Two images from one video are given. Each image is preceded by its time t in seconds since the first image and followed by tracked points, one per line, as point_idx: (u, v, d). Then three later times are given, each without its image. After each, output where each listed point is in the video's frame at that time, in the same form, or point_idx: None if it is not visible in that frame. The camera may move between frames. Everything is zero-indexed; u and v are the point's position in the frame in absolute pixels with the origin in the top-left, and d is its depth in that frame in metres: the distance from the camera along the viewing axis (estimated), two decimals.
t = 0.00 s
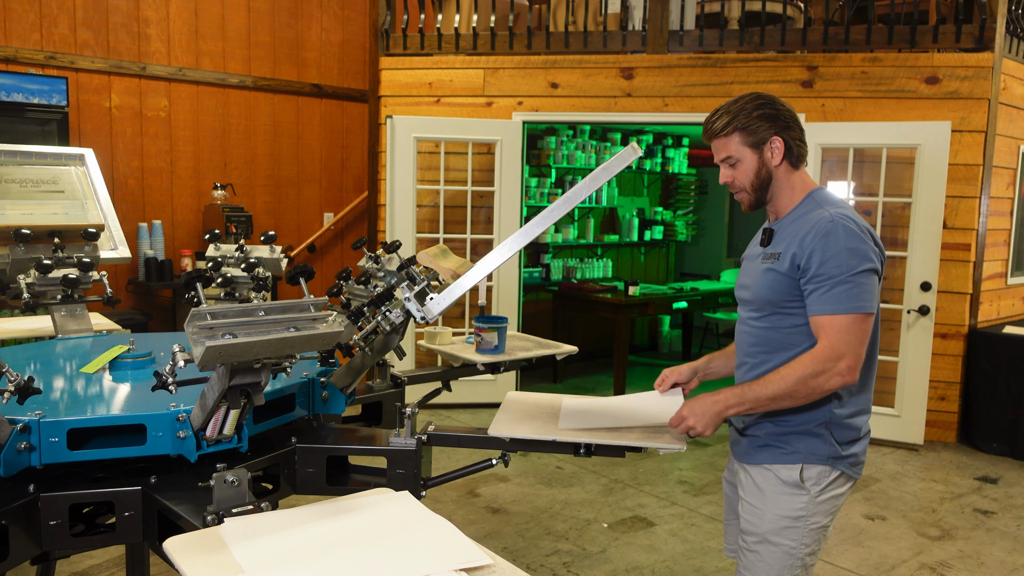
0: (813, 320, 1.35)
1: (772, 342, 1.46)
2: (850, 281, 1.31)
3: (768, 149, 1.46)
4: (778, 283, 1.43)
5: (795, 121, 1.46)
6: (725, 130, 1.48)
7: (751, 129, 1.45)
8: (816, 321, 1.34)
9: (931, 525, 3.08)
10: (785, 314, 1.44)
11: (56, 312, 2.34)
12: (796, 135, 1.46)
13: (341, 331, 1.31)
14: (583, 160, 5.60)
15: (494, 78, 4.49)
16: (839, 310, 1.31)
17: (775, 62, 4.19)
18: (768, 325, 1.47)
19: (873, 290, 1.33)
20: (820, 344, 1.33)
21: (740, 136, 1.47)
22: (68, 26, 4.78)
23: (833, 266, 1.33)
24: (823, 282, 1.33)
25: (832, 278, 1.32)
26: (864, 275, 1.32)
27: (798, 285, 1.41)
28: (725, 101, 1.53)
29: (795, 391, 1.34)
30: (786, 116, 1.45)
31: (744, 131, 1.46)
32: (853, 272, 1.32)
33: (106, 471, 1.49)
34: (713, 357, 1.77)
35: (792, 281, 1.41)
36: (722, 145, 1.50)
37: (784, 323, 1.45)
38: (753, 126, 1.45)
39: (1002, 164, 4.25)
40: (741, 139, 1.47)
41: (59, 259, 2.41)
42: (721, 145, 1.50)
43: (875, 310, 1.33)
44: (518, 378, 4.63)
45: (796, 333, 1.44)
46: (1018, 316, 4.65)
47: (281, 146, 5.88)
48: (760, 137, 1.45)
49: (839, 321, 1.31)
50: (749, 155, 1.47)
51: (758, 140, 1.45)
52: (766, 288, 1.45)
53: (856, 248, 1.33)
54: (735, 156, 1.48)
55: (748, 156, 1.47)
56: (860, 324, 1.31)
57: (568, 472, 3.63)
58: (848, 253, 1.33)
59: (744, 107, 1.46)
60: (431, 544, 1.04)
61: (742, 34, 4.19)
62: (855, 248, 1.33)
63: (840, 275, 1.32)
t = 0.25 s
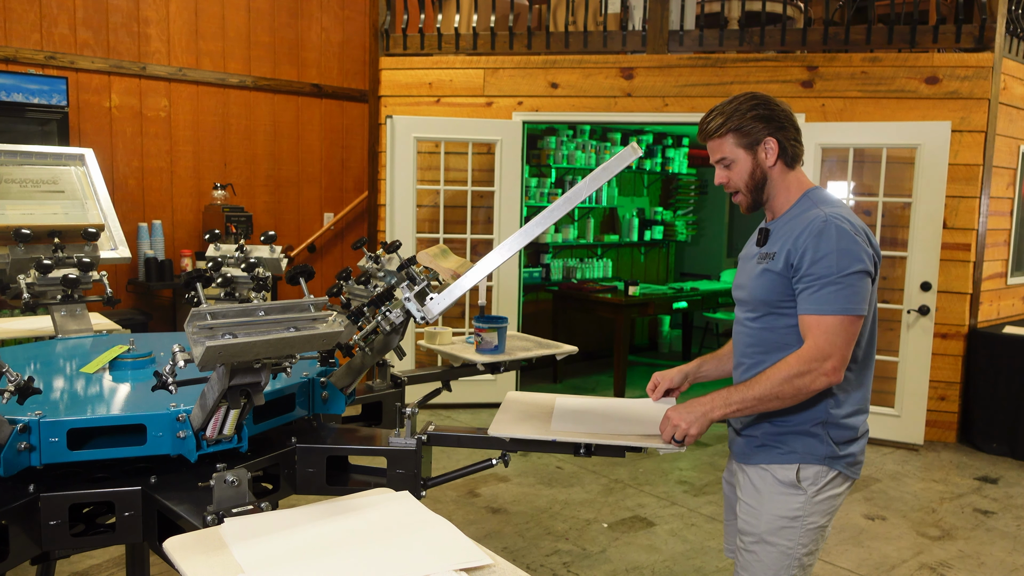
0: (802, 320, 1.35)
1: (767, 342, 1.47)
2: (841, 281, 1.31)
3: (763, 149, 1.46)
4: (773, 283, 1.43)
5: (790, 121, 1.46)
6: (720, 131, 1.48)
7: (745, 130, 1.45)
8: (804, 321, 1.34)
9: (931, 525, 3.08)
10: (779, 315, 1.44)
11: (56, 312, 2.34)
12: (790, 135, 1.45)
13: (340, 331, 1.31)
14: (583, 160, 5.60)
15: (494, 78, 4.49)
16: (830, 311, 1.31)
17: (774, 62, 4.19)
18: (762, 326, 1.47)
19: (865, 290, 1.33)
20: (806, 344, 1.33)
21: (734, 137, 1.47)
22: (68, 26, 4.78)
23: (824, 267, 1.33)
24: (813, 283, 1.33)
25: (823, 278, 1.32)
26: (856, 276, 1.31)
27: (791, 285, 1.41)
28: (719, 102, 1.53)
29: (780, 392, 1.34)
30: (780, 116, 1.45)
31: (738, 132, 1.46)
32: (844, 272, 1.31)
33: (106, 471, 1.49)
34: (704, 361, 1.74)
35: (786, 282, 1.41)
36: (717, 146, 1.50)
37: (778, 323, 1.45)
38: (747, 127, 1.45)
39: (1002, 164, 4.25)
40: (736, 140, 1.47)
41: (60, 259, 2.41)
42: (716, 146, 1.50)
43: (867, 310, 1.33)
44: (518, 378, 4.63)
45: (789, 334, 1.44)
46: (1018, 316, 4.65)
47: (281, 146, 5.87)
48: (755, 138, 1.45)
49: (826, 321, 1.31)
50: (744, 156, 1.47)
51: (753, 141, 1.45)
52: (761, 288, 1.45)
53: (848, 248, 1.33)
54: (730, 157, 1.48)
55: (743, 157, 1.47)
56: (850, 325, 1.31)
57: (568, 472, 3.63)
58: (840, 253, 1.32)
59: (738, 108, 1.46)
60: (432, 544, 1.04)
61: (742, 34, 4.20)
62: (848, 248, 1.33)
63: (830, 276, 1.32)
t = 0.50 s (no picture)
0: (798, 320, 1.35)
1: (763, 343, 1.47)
2: (835, 281, 1.31)
3: (755, 150, 1.46)
4: (768, 283, 1.43)
5: (783, 122, 1.45)
6: (712, 132, 1.48)
7: (737, 132, 1.45)
8: (799, 320, 1.34)
9: (931, 525, 3.08)
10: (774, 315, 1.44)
11: (56, 312, 2.34)
12: (783, 136, 1.45)
13: (340, 331, 1.31)
14: (583, 160, 5.60)
15: (494, 78, 4.49)
16: (824, 311, 1.31)
17: (774, 62, 4.19)
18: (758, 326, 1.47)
19: (859, 290, 1.33)
20: (801, 344, 1.33)
21: (726, 139, 1.47)
22: (69, 26, 4.78)
23: (818, 267, 1.33)
24: (808, 283, 1.33)
25: (817, 278, 1.32)
26: (850, 275, 1.31)
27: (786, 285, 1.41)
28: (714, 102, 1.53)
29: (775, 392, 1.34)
30: (773, 117, 1.44)
31: (730, 134, 1.46)
32: (839, 272, 1.31)
33: (106, 471, 1.49)
34: (703, 362, 1.73)
35: (781, 282, 1.41)
36: (710, 147, 1.50)
37: (774, 324, 1.45)
38: (739, 128, 1.45)
39: (1002, 164, 4.25)
40: (728, 141, 1.47)
41: (59, 259, 2.41)
42: (709, 147, 1.50)
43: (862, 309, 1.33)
44: (518, 379, 4.63)
45: (785, 333, 1.44)
46: (1018, 316, 4.65)
47: (281, 146, 5.87)
48: (747, 139, 1.45)
49: (823, 321, 1.31)
50: (736, 157, 1.47)
51: (745, 142, 1.46)
52: (756, 289, 1.45)
53: (842, 248, 1.33)
54: (722, 159, 1.49)
55: (735, 158, 1.48)
56: (845, 324, 1.31)
57: (568, 472, 3.63)
58: (834, 253, 1.32)
59: (730, 109, 1.46)
60: (431, 545, 1.04)
61: (742, 34, 4.19)
62: (842, 248, 1.33)
63: (825, 276, 1.32)
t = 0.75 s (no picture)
0: (796, 319, 1.35)
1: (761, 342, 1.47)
2: (832, 280, 1.31)
3: (753, 149, 1.46)
4: (766, 283, 1.43)
5: (780, 121, 1.46)
6: (710, 131, 1.48)
7: (734, 130, 1.45)
8: (797, 320, 1.34)
9: (931, 525, 3.08)
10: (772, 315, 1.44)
11: (56, 312, 2.34)
12: (780, 134, 1.45)
13: (340, 331, 1.31)
14: (583, 160, 5.60)
15: (494, 78, 4.49)
16: (822, 310, 1.31)
17: (774, 62, 4.19)
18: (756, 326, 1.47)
19: (856, 288, 1.33)
20: (799, 343, 1.33)
21: (723, 137, 1.47)
22: (69, 26, 4.79)
23: (816, 266, 1.33)
24: (805, 282, 1.33)
25: (814, 277, 1.32)
26: (846, 274, 1.31)
27: (783, 285, 1.41)
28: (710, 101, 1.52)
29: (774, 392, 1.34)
30: (770, 115, 1.44)
31: (728, 132, 1.46)
32: (835, 271, 1.31)
33: (106, 471, 1.49)
34: (703, 362, 1.73)
35: (778, 282, 1.41)
36: (707, 146, 1.50)
37: (772, 323, 1.45)
38: (737, 127, 1.45)
39: (1002, 164, 4.25)
40: (725, 140, 1.47)
41: (60, 258, 2.41)
42: (706, 146, 1.50)
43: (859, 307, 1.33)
44: (518, 379, 4.63)
45: (783, 333, 1.44)
46: (1018, 316, 4.65)
47: (281, 146, 5.87)
48: (744, 138, 1.45)
49: (821, 320, 1.31)
50: (733, 155, 1.47)
51: (743, 140, 1.45)
52: (754, 288, 1.45)
53: (839, 246, 1.33)
54: (720, 157, 1.49)
55: (733, 157, 1.48)
56: (843, 323, 1.31)
57: (568, 472, 3.63)
58: (830, 252, 1.33)
59: (728, 107, 1.46)
60: (431, 544, 1.04)
61: (742, 34, 4.19)
62: (838, 246, 1.33)
63: (821, 274, 1.32)
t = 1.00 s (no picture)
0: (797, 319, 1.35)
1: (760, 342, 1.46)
2: (831, 278, 1.31)
3: (752, 148, 1.46)
4: (765, 283, 1.43)
5: (779, 120, 1.46)
6: (710, 129, 1.48)
7: (734, 129, 1.45)
8: (797, 319, 1.34)
9: (931, 525, 3.08)
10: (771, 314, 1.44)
11: (56, 312, 2.34)
12: (780, 134, 1.45)
13: (340, 331, 1.31)
14: (583, 160, 5.60)
15: (494, 78, 4.49)
16: (821, 309, 1.31)
17: (774, 62, 4.19)
18: (756, 325, 1.47)
19: (855, 287, 1.33)
20: (799, 343, 1.33)
21: (723, 136, 1.47)
22: (69, 26, 4.79)
23: (815, 266, 1.33)
24: (804, 282, 1.33)
25: (813, 277, 1.32)
26: (845, 273, 1.31)
27: (783, 284, 1.41)
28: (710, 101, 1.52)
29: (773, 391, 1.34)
30: (770, 115, 1.45)
31: (728, 131, 1.46)
32: (834, 271, 1.31)
33: (106, 471, 1.49)
34: (702, 362, 1.73)
35: (777, 282, 1.41)
36: (707, 144, 1.50)
37: (771, 323, 1.45)
38: (737, 125, 1.45)
39: (1002, 164, 4.25)
40: (725, 139, 1.47)
41: (60, 259, 2.41)
42: (706, 144, 1.50)
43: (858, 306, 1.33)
44: (518, 378, 4.63)
45: (782, 332, 1.44)
46: (1018, 315, 4.65)
47: (281, 146, 5.87)
48: (744, 136, 1.45)
49: (822, 319, 1.31)
50: (733, 154, 1.47)
51: (742, 139, 1.45)
52: (753, 288, 1.45)
53: (837, 246, 1.33)
54: (720, 156, 1.49)
55: (732, 156, 1.47)
56: (842, 322, 1.31)
57: (568, 472, 3.63)
58: (829, 251, 1.32)
59: (727, 106, 1.46)
60: (431, 544, 1.04)
61: (742, 34, 4.19)
62: (837, 246, 1.33)
63: (820, 274, 1.32)
